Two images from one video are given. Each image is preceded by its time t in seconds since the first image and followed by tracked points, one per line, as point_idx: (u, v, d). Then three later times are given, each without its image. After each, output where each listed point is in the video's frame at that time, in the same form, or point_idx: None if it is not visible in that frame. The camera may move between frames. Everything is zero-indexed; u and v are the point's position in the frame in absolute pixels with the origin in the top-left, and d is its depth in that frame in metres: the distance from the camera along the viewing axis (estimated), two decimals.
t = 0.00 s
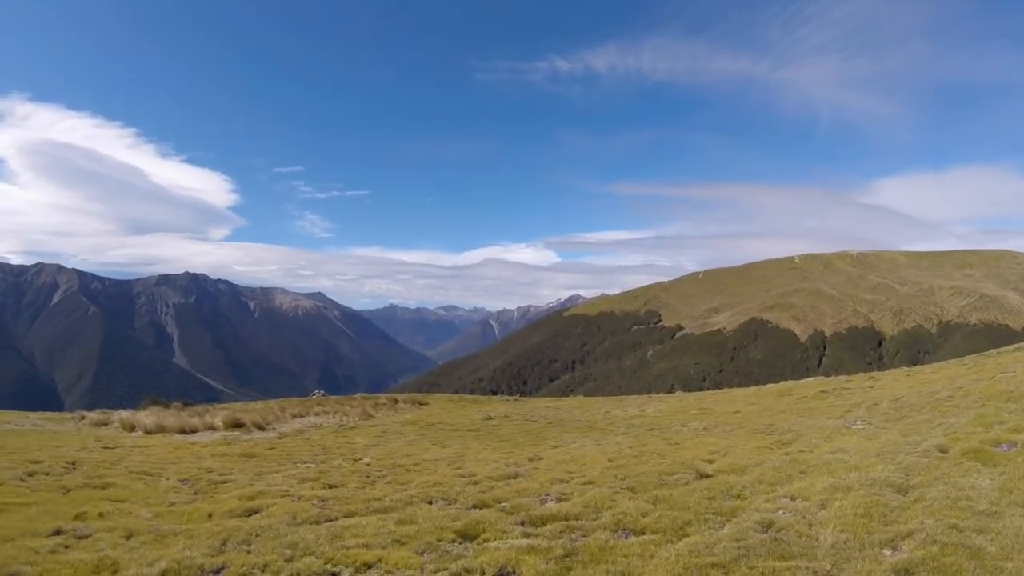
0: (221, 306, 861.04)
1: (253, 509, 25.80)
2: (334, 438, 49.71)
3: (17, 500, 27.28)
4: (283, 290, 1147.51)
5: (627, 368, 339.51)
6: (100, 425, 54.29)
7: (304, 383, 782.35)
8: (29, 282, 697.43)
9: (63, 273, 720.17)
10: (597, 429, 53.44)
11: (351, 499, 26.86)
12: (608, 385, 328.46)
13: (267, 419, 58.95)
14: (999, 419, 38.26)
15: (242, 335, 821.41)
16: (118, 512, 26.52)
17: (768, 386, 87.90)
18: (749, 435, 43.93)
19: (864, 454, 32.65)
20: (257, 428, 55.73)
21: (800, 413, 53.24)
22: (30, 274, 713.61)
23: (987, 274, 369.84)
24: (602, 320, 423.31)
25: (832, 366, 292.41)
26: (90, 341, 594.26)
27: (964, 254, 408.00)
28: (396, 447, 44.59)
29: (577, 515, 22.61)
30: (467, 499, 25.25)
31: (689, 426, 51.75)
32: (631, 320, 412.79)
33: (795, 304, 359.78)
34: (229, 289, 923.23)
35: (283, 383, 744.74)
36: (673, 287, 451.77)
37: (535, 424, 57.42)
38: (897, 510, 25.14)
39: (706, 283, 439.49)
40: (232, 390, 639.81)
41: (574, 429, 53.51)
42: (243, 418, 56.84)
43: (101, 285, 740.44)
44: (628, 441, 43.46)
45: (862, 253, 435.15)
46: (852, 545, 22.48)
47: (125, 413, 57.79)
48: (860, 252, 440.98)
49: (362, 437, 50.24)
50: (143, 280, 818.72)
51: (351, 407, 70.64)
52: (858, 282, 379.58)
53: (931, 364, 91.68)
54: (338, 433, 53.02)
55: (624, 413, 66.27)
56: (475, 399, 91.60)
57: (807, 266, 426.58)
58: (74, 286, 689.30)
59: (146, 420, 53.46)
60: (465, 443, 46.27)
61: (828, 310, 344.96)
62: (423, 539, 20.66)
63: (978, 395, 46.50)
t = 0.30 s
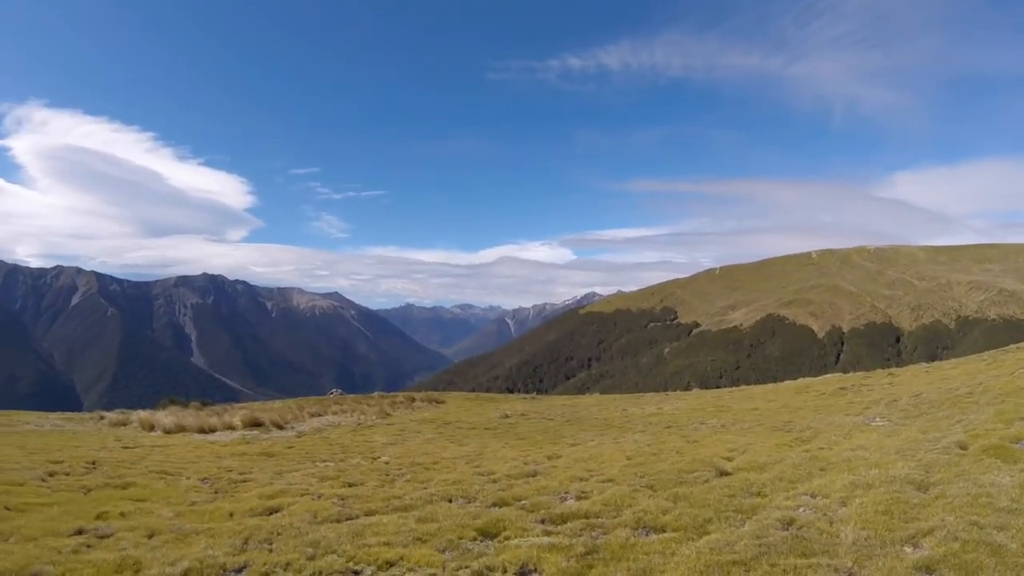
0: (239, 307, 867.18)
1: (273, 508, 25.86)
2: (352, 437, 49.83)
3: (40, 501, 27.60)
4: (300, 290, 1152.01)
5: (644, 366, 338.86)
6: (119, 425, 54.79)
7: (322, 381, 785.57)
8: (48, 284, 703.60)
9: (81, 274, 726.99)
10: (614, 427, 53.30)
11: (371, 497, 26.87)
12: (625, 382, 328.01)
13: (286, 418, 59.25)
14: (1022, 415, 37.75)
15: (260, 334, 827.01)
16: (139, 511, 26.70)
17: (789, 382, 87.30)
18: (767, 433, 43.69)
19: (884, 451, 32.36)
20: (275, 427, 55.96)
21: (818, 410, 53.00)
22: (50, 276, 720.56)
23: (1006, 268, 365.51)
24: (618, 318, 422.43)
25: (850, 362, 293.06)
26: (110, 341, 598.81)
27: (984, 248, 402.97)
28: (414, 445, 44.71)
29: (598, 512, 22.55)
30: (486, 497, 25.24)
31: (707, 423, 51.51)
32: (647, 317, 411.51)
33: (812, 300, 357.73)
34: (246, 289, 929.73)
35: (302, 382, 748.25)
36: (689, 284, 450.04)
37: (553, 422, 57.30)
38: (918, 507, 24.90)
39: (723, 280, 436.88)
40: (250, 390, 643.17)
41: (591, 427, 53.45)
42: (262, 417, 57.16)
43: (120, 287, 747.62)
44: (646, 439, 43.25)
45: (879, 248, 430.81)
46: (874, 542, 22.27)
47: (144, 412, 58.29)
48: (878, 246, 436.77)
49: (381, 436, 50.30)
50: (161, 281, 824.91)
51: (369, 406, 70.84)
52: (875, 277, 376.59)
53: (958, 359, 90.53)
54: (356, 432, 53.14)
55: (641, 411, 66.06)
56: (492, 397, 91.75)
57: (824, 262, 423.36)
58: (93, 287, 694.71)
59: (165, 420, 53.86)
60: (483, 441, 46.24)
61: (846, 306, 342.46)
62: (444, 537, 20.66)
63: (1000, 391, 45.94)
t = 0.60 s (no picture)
0: (258, 307, 873.36)
1: (295, 507, 25.94)
2: (372, 436, 50.09)
3: (65, 501, 28.07)
4: (317, 290, 1157.18)
5: (662, 363, 338.07)
6: (142, 425, 55.42)
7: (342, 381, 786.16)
8: (68, 287, 711.02)
9: (102, 277, 734.90)
10: (632, 425, 53.16)
11: (393, 495, 26.85)
12: (643, 380, 327.48)
13: (307, 418, 59.64)
14: None
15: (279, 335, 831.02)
16: (164, 510, 26.94)
17: (811, 379, 86.50)
18: (788, 430, 43.47)
19: (908, 449, 32.00)
20: (295, 426, 56.29)
21: (838, 407, 52.53)
22: (71, 279, 728.70)
23: None
24: (636, 315, 421.60)
25: (870, 359, 289.03)
26: (130, 343, 603.77)
27: (1007, 242, 396.87)
28: (433, 443, 44.77)
29: (621, 510, 22.51)
30: (508, 495, 25.26)
31: (727, 421, 51.20)
32: (665, 314, 410.12)
33: (832, 296, 354.85)
34: (265, 290, 936.21)
35: (321, 382, 749.59)
36: (707, 280, 447.52)
37: (572, 421, 57.19)
38: (942, 504, 24.59)
39: (741, 276, 433.85)
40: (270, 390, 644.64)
41: (610, 425, 53.39)
42: (283, 417, 57.60)
43: (140, 289, 755.52)
44: (666, 437, 43.19)
45: (899, 243, 425.88)
46: (898, 539, 22.02)
47: (166, 413, 58.93)
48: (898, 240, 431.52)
49: (400, 435, 50.38)
50: (181, 283, 832.43)
51: (388, 405, 71.09)
52: (895, 272, 372.55)
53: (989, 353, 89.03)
54: (376, 431, 53.31)
55: (660, 408, 65.83)
56: (511, 395, 91.74)
57: (843, 257, 419.08)
58: (113, 290, 701.30)
59: (186, 420, 54.43)
60: (503, 439, 46.25)
61: (865, 301, 339.24)
62: (468, 535, 20.72)
63: None
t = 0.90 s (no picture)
0: (279, 307, 880.44)
1: (321, 505, 26.06)
2: (394, 435, 50.25)
3: (92, 500, 28.46)
4: (338, 290, 1164.37)
5: (682, 361, 337.32)
6: (165, 425, 55.94)
7: (362, 380, 788.28)
8: (91, 289, 720.40)
9: (124, 279, 743.70)
10: (655, 423, 52.84)
11: (418, 493, 26.96)
12: (663, 378, 327.14)
13: (329, 417, 59.97)
14: None
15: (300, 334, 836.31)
16: (188, 510, 27.04)
17: (838, 376, 85.52)
18: (813, 428, 43.14)
19: (933, 447, 31.60)
20: (318, 425, 56.66)
21: (862, 405, 51.98)
22: (93, 282, 737.72)
23: None
24: (656, 313, 420.44)
25: (892, 357, 284.74)
26: (152, 343, 609.75)
27: None
28: (455, 442, 44.82)
29: (646, 509, 22.62)
30: (533, 494, 25.27)
31: (749, 419, 50.89)
32: (685, 312, 408.52)
33: (853, 292, 351.85)
34: (286, 291, 943.56)
35: (341, 382, 751.88)
36: (728, 277, 444.78)
37: (594, 419, 57.05)
38: (968, 503, 24.29)
39: (762, 273, 431.01)
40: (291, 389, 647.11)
41: (632, 423, 53.10)
42: (305, 416, 57.96)
43: (162, 291, 764.02)
44: (689, 435, 42.93)
45: (921, 238, 420.16)
46: (925, 538, 21.79)
47: (189, 412, 59.50)
48: (921, 236, 425.64)
49: (422, 433, 50.46)
50: (203, 284, 841.35)
51: (409, 403, 71.39)
52: (918, 268, 368.29)
53: None
54: (398, 430, 53.42)
55: (682, 406, 65.51)
56: (532, 394, 91.78)
57: (865, 252, 414.80)
58: (135, 291, 708.80)
59: (209, 420, 54.98)
60: (525, 438, 46.27)
61: (887, 298, 335.57)
62: (493, 534, 20.87)
63: None
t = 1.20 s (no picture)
0: (302, 307, 888.44)
1: (345, 504, 26.14)
2: (418, 433, 50.45)
3: (120, 498, 28.94)
4: (361, 289, 1172.82)
5: (705, 360, 335.96)
6: (190, 423, 56.64)
7: (384, 379, 790.45)
8: (116, 289, 731.23)
9: (150, 280, 753.10)
10: (678, 423, 52.62)
11: (442, 492, 27.00)
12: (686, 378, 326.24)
13: (352, 416, 60.36)
14: None
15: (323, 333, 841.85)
16: (213, 507, 27.30)
17: (864, 376, 84.51)
18: (838, 428, 42.87)
19: (959, 447, 31.25)
20: (342, 423, 57.15)
21: (886, 406, 51.48)
22: (118, 282, 748.02)
23: None
24: (679, 311, 418.54)
25: (916, 356, 278.85)
26: (177, 343, 616.09)
27: None
28: (479, 440, 45.01)
29: (670, 510, 23.15)
30: (557, 492, 25.38)
31: (773, 419, 50.72)
32: (708, 310, 406.30)
33: (878, 290, 348.06)
34: (309, 291, 952.14)
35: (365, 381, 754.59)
36: (751, 275, 441.36)
37: (617, 418, 57.05)
38: (996, 504, 23.93)
39: (785, 271, 427.73)
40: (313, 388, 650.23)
41: (655, 423, 53.01)
42: (329, 414, 58.44)
43: (187, 291, 773.16)
44: (713, 435, 42.80)
45: (947, 234, 413.76)
46: (953, 539, 21.49)
47: (214, 410, 60.14)
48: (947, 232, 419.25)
49: (445, 432, 50.65)
50: (227, 284, 851.39)
51: (431, 403, 71.68)
52: (943, 266, 363.35)
53: None
54: (421, 428, 53.66)
55: (705, 406, 65.13)
56: (555, 393, 91.81)
57: (890, 250, 410.15)
58: (159, 291, 717.78)
59: (233, 418, 55.61)
60: (548, 437, 46.24)
61: (912, 296, 331.42)
62: (518, 533, 21.21)
63: None
